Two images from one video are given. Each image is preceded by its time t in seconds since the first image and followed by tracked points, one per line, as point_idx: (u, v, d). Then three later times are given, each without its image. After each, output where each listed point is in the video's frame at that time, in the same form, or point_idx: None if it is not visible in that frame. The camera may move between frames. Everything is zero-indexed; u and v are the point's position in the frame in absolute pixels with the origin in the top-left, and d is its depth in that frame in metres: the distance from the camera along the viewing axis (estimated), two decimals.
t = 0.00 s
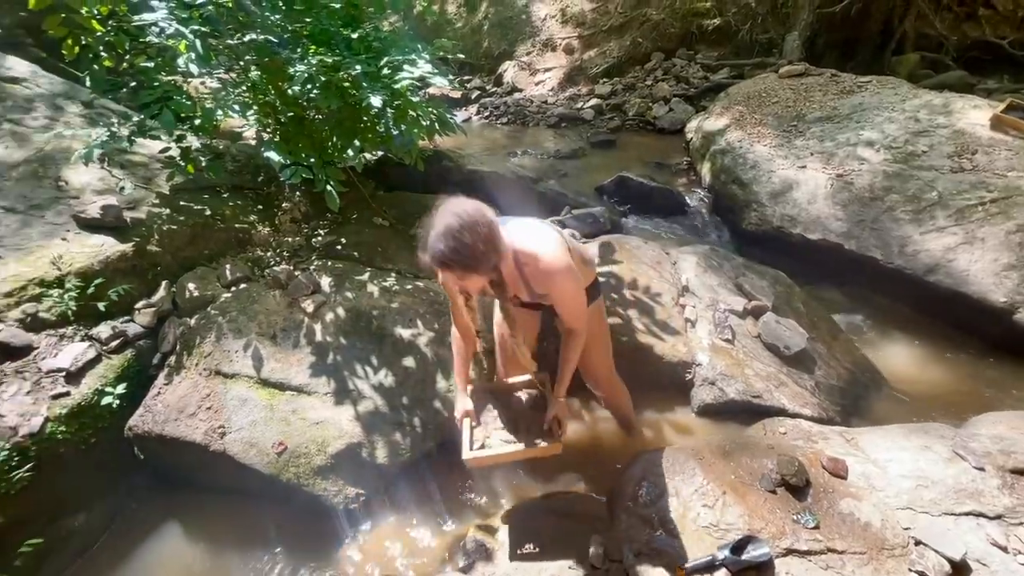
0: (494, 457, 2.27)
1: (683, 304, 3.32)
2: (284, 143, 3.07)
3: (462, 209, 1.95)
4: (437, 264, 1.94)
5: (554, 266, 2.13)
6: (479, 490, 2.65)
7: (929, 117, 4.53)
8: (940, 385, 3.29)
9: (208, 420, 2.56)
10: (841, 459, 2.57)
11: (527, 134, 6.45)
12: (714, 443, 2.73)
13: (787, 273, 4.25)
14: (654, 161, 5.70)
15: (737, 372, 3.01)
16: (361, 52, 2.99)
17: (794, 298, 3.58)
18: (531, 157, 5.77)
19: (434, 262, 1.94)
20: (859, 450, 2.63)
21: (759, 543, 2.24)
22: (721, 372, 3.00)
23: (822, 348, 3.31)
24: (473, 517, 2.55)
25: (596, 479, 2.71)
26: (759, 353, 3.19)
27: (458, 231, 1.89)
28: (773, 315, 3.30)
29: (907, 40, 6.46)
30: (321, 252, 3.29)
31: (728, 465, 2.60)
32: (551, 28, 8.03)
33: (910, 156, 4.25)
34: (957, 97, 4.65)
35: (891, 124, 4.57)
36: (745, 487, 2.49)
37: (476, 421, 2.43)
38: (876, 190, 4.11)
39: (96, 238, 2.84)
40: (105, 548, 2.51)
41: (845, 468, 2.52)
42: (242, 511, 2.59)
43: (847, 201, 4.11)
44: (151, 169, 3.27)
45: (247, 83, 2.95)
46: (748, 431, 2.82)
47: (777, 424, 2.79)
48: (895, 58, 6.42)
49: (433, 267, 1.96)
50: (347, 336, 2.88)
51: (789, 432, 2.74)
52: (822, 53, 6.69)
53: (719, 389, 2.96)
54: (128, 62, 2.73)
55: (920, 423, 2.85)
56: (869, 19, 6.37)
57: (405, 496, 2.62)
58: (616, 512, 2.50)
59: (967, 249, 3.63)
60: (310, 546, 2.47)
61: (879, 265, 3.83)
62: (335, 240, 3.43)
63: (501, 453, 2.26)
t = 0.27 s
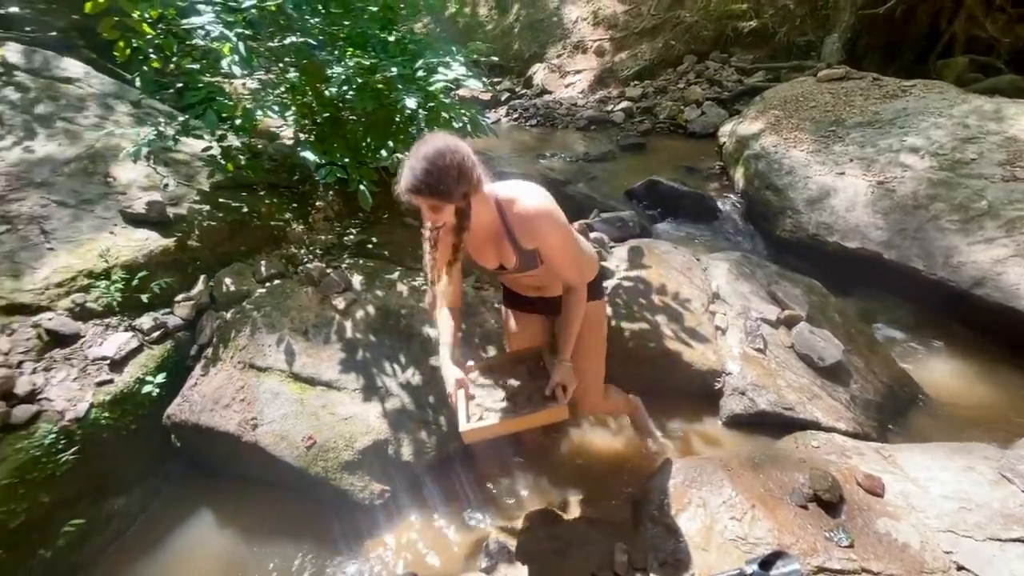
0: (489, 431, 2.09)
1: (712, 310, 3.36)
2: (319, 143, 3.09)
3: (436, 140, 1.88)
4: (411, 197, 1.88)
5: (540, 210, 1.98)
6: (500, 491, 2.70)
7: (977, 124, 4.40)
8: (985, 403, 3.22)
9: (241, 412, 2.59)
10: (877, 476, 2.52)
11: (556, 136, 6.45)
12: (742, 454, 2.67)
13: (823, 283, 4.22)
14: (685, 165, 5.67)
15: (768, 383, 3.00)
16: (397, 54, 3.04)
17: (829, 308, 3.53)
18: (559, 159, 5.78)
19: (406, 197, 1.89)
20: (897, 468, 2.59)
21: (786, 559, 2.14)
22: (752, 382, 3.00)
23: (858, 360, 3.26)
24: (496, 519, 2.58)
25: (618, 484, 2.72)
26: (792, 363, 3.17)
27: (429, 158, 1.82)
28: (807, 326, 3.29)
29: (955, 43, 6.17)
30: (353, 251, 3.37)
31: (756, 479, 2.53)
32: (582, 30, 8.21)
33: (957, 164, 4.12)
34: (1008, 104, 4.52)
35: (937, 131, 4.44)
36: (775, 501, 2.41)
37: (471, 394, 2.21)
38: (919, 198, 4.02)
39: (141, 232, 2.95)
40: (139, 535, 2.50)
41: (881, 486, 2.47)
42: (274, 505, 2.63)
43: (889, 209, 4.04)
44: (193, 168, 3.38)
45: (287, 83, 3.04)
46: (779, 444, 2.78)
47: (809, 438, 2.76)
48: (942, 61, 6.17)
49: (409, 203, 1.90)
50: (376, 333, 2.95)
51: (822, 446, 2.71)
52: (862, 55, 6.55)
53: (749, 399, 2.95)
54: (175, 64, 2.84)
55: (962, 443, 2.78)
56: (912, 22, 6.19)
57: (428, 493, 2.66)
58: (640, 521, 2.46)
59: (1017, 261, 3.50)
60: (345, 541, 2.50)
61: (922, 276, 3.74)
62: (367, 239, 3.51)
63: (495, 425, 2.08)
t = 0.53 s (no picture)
0: (499, 411, 2.05)
1: (749, 321, 3.31)
2: (360, 143, 3.18)
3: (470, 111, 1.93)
4: (443, 164, 1.92)
5: (569, 187, 1.99)
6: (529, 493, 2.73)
7: None
8: None
9: (280, 404, 2.67)
10: (924, 501, 2.44)
11: (591, 140, 6.44)
12: (778, 470, 2.63)
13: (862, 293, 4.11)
14: (722, 171, 5.62)
15: (807, 398, 2.95)
16: (438, 58, 3.11)
17: (873, 322, 3.46)
18: (594, 163, 5.78)
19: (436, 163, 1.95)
20: (947, 493, 2.50)
21: None
22: (790, 396, 2.95)
23: (903, 378, 3.18)
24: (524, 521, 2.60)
25: (640, 496, 2.71)
26: (832, 378, 3.11)
27: (463, 126, 1.87)
28: (850, 340, 3.22)
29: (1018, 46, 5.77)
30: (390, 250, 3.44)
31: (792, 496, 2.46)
32: (618, 33, 8.18)
33: (1016, 173, 3.98)
34: None
35: (996, 139, 4.28)
36: (813, 520, 2.36)
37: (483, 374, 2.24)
38: (975, 210, 3.90)
39: (189, 228, 3.06)
40: (180, 517, 2.59)
41: (927, 511, 2.39)
42: (309, 496, 2.69)
43: (940, 221, 3.93)
44: (238, 166, 3.48)
45: (331, 86, 3.10)
46: (818, 462, 2.75)
47: (849, 457, 2.73)
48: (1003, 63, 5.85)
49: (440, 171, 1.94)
50: (410, 332, 3.01)
51: (863, 465, 2.67)
52: (913, 59, 6.28)
53: (787, 413, 2.90)
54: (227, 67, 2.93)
55: (1015, 469, 2.69)
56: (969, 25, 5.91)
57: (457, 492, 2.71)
58: (672, 533, 2.45)
59: None
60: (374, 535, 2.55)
61: (975, 292, 3.62)
62: (403, 238, 3.57)
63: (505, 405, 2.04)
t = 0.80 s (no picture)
0: (515, 395, 2.11)
1: (792, 333, 3.27)
2: (405, 145, 3.25)
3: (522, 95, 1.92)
4: (492, 146, 1.90)
5: (612, 181, 1.99)
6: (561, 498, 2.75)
7: None
8: None
9: (322, 397, 2.74)
10: (980, 530, 2.38)
11: (630, 143, 6.38)
12: (821, 489, 2.59)
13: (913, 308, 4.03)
14: (766, 178, 5.53)
15: (852, 415, 2.89)
16: (485, 62, 3.20)
17: (926, 339, 3.35)
18: (633, 167, 5.73)
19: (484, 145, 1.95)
20: (1004, 522, 2.43)
21: None
22: (835, 413, 2.89)
23: (960, 400, 3.09)
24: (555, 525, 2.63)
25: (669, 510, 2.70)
26: (880, 396, 3.04)
27: (517, 109, 1.86)
28: (901, 357, 3.14)
29: None
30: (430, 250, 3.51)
31: (835, 515, 2.42)
32: (660, 36, 7.92)
33: None
34: None
35: None
36: (858, 543, 2.31)
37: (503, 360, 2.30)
38: None
39: (241, 223, 3.17)
40: (225, 500, 2.71)
41: (983, 540, 2.34)
42: (348, 488, 2.77)
43: (1003, 235, 3.77)
44: (287, 164, 3.58)
45: (380, 88, 3.18)
46: (863, 481, 2.68)
47: (898, 479, 2.66)
48: None
49: (488, 152, 1.93)
50: (448, 332, 3.07)
51: (913, 489, 2.60)
52: (976, 65, 6.51)
53: (830, 430, 2.84)
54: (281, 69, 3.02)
55: None
56: None
57: (490, 491, 2.74)
58: (707, 547, 2.44)
59: None
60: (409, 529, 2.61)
61: None
62: (443, 239, 3.65)
63: (520, 388, 2.09)
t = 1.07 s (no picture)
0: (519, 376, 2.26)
1: (840, 348, 3.23)
2: (450, 146, 3.33)
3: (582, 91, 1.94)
4: (545, 138, 1.93)
5: (656, 187, 1.89)
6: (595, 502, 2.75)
7: None
8: None
9: (363, 390, 2.79)
10: None
11: (672, 147, 6.32)
12: (870, 513, 2.57)
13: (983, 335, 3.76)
14: (815, 187, 5.42)
15: (904, 437, 2.82)
16: (532, 66, 3.22)
17: (988, 360, 3.31)
18: (675, 171, 5.67)
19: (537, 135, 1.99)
20: None
21: None
22: (885, 434, 2.82)
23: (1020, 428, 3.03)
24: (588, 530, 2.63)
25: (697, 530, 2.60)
26: (936, 418, 2.97)
27: (573, 104, 1.88)
28: (960, 378, 3.08)
29: None
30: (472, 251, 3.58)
31: (887, 540, 2.40)
32: (706, 39, 7.81)
33: None
34: None
35: None
36: (909, 569, 2.28)
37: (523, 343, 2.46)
38: None
39: (291, 219, 3.28)
40: (268, 484, 2.79)
41: None
42: (386, 482, 2.82)
43: None
44: (336, 163, 3.69)
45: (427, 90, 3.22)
46: (915, 507, 2.61)
47: (956, 507, 2.59)
48: None
49: (540, 141, 1.97)
50: (487, 332, 3.11)
51: (971, 518, 2.53)
52: None
53: (880, 451, 2.76)
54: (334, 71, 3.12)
55: None
56: None
57: (524, 491, 2.77)
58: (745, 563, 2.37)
59: None
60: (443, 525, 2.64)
61: None
62: (483, 240, 3.70)
63: (522, 371, 2.22)
